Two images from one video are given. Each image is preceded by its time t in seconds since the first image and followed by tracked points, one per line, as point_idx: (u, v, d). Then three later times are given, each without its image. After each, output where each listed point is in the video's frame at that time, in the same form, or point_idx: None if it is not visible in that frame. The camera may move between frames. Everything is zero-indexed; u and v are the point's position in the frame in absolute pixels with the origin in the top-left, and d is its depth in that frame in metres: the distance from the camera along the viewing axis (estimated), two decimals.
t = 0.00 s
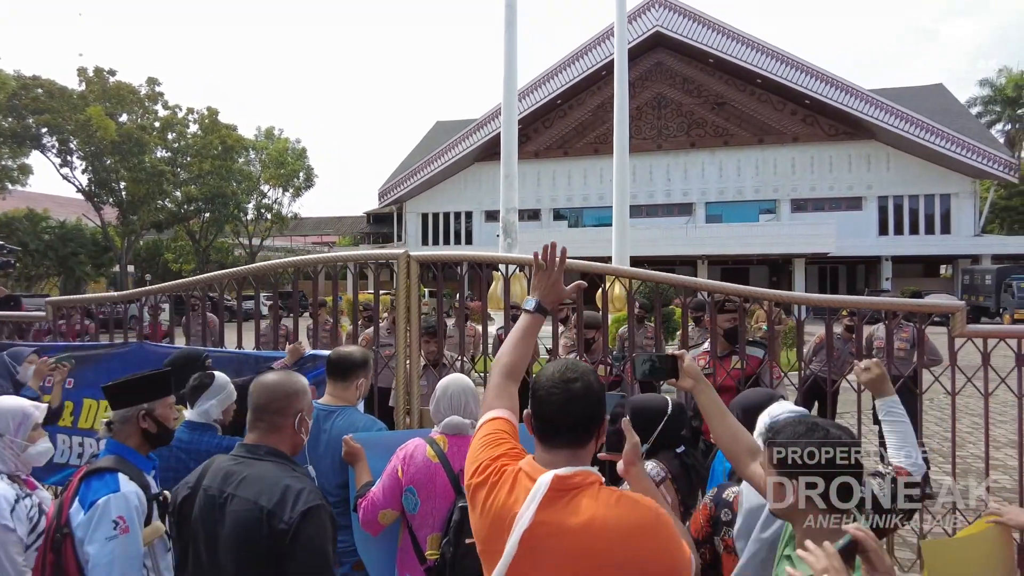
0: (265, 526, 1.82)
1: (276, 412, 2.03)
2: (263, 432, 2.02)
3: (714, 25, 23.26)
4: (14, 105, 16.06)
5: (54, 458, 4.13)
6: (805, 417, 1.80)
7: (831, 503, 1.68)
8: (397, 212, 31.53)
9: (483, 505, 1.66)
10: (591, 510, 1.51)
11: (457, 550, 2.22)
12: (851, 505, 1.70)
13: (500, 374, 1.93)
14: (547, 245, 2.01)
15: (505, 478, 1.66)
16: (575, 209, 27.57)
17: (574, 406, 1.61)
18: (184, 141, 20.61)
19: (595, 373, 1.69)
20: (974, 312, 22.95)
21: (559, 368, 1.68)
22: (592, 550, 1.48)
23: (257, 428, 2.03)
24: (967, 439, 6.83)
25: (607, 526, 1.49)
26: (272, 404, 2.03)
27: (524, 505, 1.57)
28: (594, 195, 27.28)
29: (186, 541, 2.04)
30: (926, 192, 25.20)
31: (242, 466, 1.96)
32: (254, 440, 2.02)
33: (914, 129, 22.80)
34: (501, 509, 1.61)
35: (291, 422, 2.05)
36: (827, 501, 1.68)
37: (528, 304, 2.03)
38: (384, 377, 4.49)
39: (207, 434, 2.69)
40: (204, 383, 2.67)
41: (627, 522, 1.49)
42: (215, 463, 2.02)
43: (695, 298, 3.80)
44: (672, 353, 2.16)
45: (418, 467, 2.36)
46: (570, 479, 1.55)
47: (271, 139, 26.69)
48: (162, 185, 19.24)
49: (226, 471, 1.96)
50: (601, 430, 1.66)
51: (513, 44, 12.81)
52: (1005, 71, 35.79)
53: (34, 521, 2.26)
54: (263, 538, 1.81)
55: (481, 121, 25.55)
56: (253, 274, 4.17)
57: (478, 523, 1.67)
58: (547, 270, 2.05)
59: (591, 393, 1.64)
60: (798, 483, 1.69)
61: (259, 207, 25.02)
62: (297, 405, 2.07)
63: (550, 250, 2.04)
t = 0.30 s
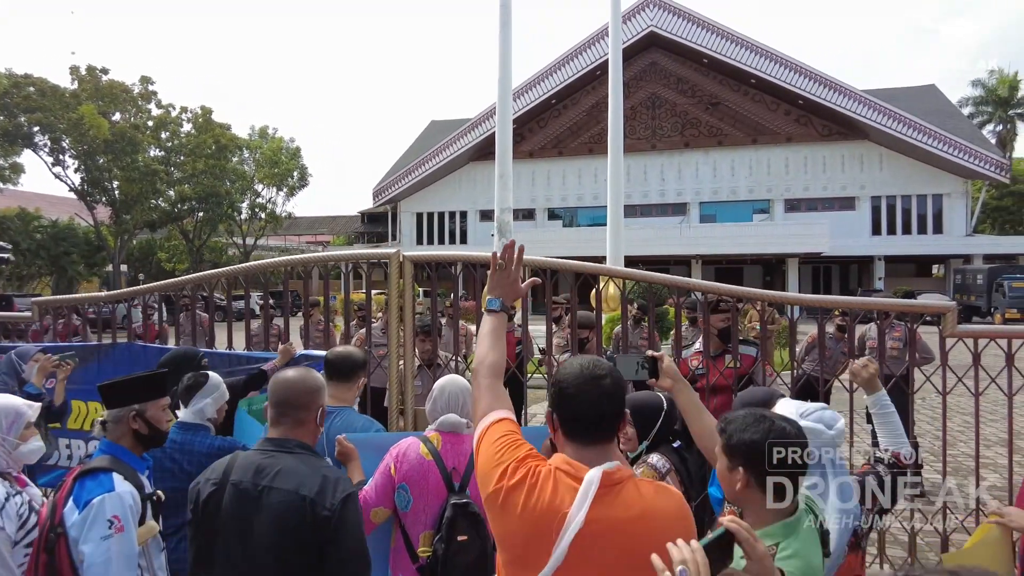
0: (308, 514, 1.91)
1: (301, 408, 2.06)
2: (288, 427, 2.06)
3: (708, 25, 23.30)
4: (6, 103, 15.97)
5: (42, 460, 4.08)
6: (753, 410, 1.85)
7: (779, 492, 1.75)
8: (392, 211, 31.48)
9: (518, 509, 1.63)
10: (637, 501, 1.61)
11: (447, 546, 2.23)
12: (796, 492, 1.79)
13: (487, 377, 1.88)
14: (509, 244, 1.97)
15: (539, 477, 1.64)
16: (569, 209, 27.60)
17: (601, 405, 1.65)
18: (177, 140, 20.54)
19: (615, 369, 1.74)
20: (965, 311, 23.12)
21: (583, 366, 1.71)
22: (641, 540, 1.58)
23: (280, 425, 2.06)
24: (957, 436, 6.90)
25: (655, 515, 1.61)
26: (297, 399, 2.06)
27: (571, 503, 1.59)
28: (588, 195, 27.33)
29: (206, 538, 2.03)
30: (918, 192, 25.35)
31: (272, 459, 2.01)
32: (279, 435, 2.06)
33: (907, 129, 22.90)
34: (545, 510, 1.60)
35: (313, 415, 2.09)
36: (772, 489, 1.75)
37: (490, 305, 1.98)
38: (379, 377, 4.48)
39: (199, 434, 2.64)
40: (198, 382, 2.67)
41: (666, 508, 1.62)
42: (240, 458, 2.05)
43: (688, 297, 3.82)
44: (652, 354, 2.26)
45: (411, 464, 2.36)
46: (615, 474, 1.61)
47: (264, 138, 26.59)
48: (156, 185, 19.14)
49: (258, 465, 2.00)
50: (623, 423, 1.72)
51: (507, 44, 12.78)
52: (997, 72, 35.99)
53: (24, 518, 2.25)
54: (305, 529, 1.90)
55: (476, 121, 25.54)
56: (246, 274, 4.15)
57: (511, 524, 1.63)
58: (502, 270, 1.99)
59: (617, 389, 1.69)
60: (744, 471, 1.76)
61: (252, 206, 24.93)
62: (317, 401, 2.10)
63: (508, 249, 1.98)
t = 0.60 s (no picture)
0: (349, 502, 1.93)
1: (328, 399, 2.07)
2: (318, 419, 2.07)
3: (702, 22, 23.31)
4: None
5: (33, 456, 3.97)
6: (716, 394, 1.90)
7: (740, 469, 1.83)
8: (386, 207, 31.41)
9: (530, 498, 1.63)
10: (643, 486, 1.66)
11: (430, 549, 2.23)
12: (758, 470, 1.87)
13: (482, 367, 1.85)
14: (510, 234, 1.97)
15: (549, 466, 1.65)
16: (564, 205, 27.62)
17: (602, 395, 1.70)
18: (169, 136, 20.42)
19: (613, 359, 1.79)
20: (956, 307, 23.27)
21: (583, 357, 1.75)
22: (648, 523, 1.64)
23: (309, 416, 2.06)
24: (949, 431, 6.96)
25: (658, 497, 1.68)
26: (323, 390, 2.07)
27: (581, 489, 1.61)
28: (582, 191, 27.33)
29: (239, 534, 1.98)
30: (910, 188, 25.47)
31: (306, 451, 2.00)
32: (309, 426, 2.06)
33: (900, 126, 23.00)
34: (557, 498, 1.61)
35: (337, 407, 2.10)
36: (732, 468, 1.83)
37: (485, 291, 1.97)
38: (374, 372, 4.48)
39: (184, 430, 2.68)
40: (181, 377, 2.71)
41: (666, 491, 1.70)
42: (271, 450, 2.03)
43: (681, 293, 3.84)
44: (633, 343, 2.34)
45: (399, 465, 2.37)
46: (619, 460, 1.66)
47: (257, 134, 26.46)
48: (148, 180, 19.02)
49: (292, 456, 1.99)
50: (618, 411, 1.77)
51: (501, 40, 12.75)
52: (988, 70, 36.16)
53: (11, 508, 2.24)
54: (346, 517, 1.93)
55: (470, 116, 25.50)
56: (240, 270, 4.14)
57: (522, 512, 1.63)
58: (501, 258, 1.98)
59: (617, 379, 1.74)
60: (708, 450, 1.83)
61: (245, 201, 24.83)
62: (341, 392, 2.11)
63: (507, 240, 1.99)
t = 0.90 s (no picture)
0: (368, 478, 1.94)
1: (347, 376, 2.08)
2: (337, 395, 2.07)
3: None
4: None
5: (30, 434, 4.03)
6: (692, 367, 1.96)
7: (717, 440, 1.89)
8: (380, 185, 31.22)
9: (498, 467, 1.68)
10: (605, 459, 1.72)
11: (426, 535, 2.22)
12: (735, 438, 1.92)
13: (458, 343, 1.89)
14: (494, 217, 2.04)
15: (516, 437, 1.71)
16: (559, 183, 27.49)
17: (574, 372, 1.74)
18: (161, 113, 20.18)
19: (583, 337, 1.83)
20: (950, 287, 23.41)
21: (554, 335, 1.78)
22: (610, 494, 1.70)
23: (329, 392, 2.07)
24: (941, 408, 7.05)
25: (620, 470, 1.73)
26: (341, 366, 2.08)
27: (547, 460, 1.67)
28: (578, 169, 27.20)
29: (260, 505, 2.01)
30: (906, 168, 25.46)
31: (326, 427, 2.01)
32: (328, 403, 2.07)
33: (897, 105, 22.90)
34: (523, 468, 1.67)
35: (355, 384, 2.11)
36: (710, 438, 1.88)
37: (466, 272, 2.03)
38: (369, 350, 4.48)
39: (169, 407, 2.75)
40: (168, 356, 2.81)
41: (629, 464, 1.76)
42: (291, 425, 2.04)
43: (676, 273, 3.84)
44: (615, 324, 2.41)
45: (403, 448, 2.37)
46: (584, 433, 1.73)
47: (250, 111, 26.18)
48: (140, 159, 18.84)
49: (312, 432, 2.00)
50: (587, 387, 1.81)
51: (497, 15, 12.60)
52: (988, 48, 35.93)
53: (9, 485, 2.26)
54: (366, 490, 1.93)
55: (465, 94, 25.28)
56: (235, 249, 4.12)
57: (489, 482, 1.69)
58: (484, 240, 2.06)
59: (586, 358, 1.78)
60: (685, 419, 1.90)
61: (239, 180, 24.65)
62: (359, 368, 2.12)
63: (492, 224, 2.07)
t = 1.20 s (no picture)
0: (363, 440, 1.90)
1: (349, 339, 2.07)
2: (339, 357, 2.07)
3: None
4: None
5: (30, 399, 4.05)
6: (675, 329, 1.96)
7: (695, 401, 1.89)
8: (376, 148, 30.85)
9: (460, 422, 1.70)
10: (563, 414, 1.74)
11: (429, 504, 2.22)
12: (713, 398, 1.93)
13: (429, 303, 1.92)
14: (468, 182, 2.09)
15: (477, 393, 1.72)
16: (557, 146, 27.19)
17: (542, 331, 1.74)
18: (152, 75, 19.81)
19: (551, 299, 1.81)
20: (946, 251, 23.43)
21: (521, 296, 1.77)
22: (568, 449, 1.73)
23: (333, 354, 2.06)
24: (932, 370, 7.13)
25: (575, 426, 1.74)
26: (345, 330, 2.08)
27: (506, 414, 1.69)
28: (576, 132, 26.90)
29: (262, 457, 2.02)
30: (907, 131, 25.23)
31: (325, 387, 2.00)
32: (330, 364, 2.06)
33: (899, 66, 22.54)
34: (482, 422, 1.69)
35: (358, 348, 2.10)
36: (685, 397, 1.89)
37: (443, 235, 2.05)
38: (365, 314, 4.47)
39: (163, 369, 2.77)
40: (162, 319, 2.85)
41: (588, 420, 1.77)
42: (293, 384, 2.04)
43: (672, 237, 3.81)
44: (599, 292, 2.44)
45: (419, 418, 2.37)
46: (544, 390, 1.74)
47: (243, 72, 25.68)
48: (132, 121, 18.54)
49: (312, 392, 1.98)
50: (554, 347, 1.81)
51: None
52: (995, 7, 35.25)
53: (18, 450, 2.28)
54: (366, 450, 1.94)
55: (461, 54, 24.81)
56: (230, 213, 4.07)
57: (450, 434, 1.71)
58: (461, 206, 2.11)
59: (552, 319, 1.77)
60: (665, 381, 1.91)
61: (233, 142, 24.32)
62: (363, 332, 2.11)
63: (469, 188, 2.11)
